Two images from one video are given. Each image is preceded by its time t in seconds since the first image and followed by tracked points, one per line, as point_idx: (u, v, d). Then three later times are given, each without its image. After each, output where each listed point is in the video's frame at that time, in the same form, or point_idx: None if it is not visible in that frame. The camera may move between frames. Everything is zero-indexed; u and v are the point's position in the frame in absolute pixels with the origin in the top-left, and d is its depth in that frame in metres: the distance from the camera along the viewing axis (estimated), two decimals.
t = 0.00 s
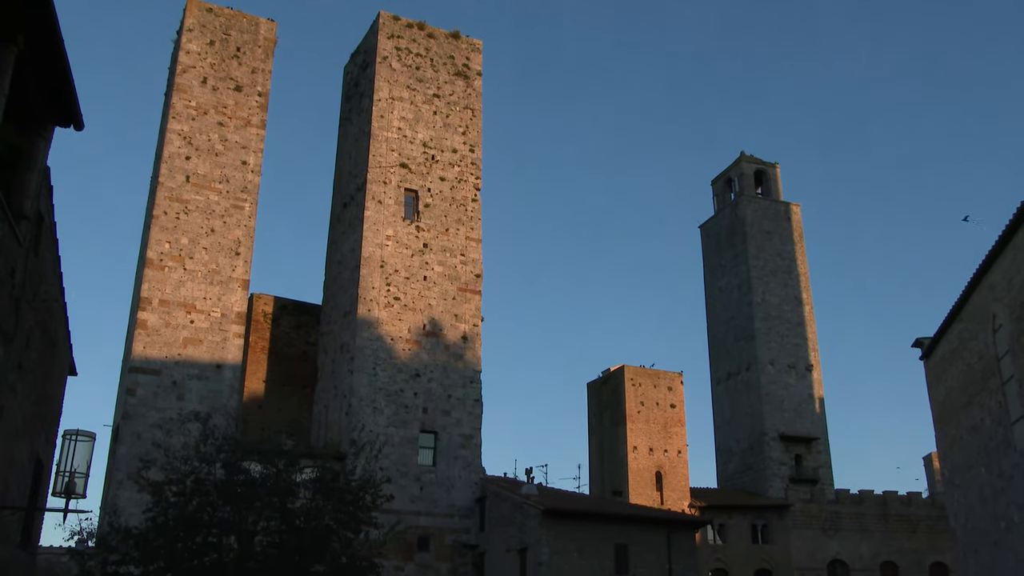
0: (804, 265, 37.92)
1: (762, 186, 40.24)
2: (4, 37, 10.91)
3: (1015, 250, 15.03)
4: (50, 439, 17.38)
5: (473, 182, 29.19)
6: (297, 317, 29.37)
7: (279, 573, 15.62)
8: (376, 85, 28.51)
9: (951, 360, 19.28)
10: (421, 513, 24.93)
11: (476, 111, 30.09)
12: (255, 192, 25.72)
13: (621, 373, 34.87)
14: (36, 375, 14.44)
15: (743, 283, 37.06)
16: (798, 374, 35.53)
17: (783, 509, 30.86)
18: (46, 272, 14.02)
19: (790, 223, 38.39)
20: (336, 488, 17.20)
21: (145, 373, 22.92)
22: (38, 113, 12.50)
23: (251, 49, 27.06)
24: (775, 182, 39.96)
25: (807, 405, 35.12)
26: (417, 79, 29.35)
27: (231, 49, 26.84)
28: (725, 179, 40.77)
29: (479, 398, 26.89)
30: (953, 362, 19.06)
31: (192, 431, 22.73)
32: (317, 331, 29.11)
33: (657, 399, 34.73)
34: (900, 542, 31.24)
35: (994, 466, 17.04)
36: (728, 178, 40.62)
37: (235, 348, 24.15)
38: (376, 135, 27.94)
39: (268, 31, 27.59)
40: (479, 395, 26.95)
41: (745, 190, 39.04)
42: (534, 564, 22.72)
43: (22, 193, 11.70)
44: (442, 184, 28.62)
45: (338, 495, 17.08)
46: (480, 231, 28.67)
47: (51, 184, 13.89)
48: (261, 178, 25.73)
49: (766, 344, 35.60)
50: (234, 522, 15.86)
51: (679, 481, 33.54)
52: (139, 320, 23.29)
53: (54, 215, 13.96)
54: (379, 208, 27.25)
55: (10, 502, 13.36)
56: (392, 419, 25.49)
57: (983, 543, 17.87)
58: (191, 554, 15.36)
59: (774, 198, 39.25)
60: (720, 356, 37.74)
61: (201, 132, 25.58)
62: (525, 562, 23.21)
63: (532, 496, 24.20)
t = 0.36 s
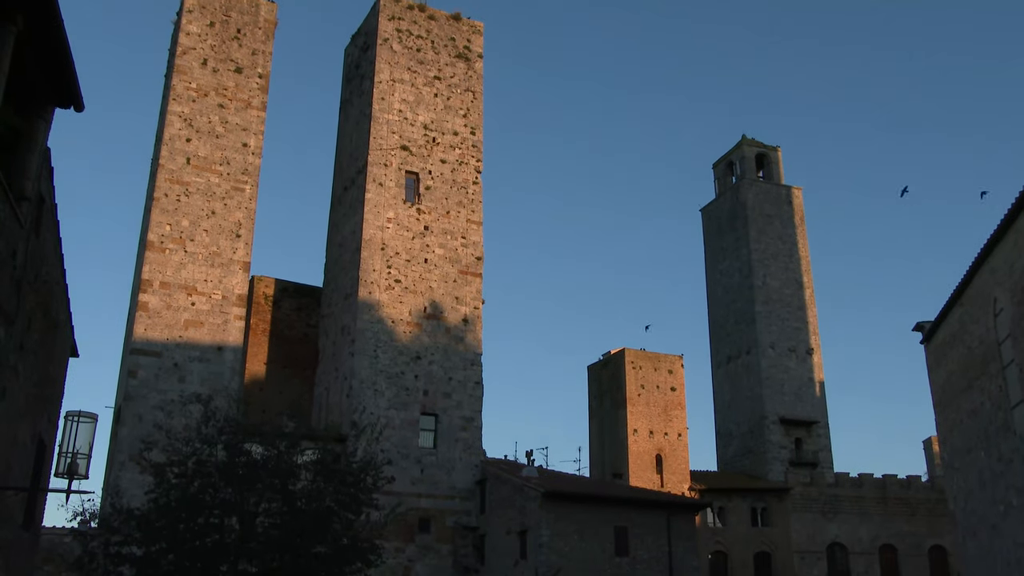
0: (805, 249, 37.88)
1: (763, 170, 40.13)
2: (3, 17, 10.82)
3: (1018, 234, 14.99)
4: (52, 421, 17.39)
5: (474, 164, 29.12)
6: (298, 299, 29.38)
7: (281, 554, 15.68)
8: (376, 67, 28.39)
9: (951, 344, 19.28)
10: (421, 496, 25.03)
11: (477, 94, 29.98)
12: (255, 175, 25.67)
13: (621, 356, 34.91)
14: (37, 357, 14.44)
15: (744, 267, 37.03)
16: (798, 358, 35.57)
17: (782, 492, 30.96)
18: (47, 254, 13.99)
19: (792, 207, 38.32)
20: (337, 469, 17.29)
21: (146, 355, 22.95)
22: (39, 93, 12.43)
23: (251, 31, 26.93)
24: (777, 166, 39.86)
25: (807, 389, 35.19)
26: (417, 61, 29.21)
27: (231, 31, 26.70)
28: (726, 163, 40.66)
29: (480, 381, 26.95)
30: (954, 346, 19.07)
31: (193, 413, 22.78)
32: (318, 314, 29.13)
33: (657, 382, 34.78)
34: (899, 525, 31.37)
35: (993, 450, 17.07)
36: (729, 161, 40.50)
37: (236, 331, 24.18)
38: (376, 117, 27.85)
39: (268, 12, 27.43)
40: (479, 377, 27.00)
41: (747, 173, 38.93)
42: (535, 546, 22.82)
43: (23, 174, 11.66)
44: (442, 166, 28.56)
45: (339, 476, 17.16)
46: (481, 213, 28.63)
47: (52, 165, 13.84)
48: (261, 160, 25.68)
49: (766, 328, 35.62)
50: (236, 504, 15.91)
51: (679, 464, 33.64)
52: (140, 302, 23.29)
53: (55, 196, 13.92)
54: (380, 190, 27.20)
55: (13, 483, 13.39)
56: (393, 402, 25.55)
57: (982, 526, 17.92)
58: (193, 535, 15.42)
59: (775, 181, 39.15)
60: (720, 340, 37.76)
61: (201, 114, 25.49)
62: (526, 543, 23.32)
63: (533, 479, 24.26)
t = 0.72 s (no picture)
0: (809, 234, 37.81)
1: (767, 155, 40.00)
2: None
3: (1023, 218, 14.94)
4: (58, 404, 17.44)
5: (477, 149, 29.06)
6: (301, 284, 29.40)
7: (285, 538, 15.73)
8: (380, 51, 28.29)
9: (955, 329, 19.25)
10: (424, 480, 25.13)
11: (481, 78, 29.87)
12: (259, 159, 25.64)
13: (624, 341, 34.94)
14: (42, 341, 14.47)
15: (747, 252, 36.97)
16: (802, 343, 35.57)
17: (785, 477, 31.03)
18: (51, 238, 13.98)
19: (796, 191, 38.22)
20: (340, 453, 17.36)
21: (150, 340, 23.00)
22: (41, 76, 12.38)
23: (254, 14, 26.82)
24: (780, 151, 39.73)
25: (810, 374, 35.21)
26: (421, 45, 29.10)
27: (234, 15, 26.60)
28: (730, 147, 40.53)
29: (483, 365, 26.99)
30: (957, 331, 19.05)
31: (197, 397, 22.84)
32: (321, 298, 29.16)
33: (660, 367, 34.82)
34: (901, 509, 31.43)
35: (996, 435, 17.09)
36: (733, 146, 40.37)
37: (239, 316, 24.21)
38: (379, 101, 27.77)
39: None
40: (483, 362, 27.04)
41: (751, 158, 38.82)
42: (538, 530, 22.88)
43: (27, 159, 11.63)
44: (446, 151, 28.50)
45: (342, 460, 17.23)
46: (484, 198, 28.59)
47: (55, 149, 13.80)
48: (264, 144, 25.65)
49: (769, 312, 35.61)
50: (240, 487, 15.99)
51: (682, 448, 33.70)
52: (144, 287, 23.32)
53: (59, 180, 13.90)
54: (383, 175, 27.16)
55: (20, 466, 13.45)
56: (396, 386, 25.61)
57: (984, 511, 17.95)
58: (198, 519, 15.47)
59: (778, 166, 39.03)
60: (723, 324, 37.75)
61: (205, 99, 25.43)
62: (528, 527, 23.40)
63: (536, 463, 24.32)
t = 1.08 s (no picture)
0: (810, 222, 37.76)
1: (768, 143, 39.91)
2: None
3: None
4: (60, 393, 17.44)
5: (478, 137, 29.00)
6: (302, 272, 29.39)
7: (287, 526, 15.76)
8: (380, 39, 28.19)
9: (956, 317, 19.24)
10: (425, 468, 25.18)
11: (481, 66, 29.78)
12: (259, 147, 25.60)
13: (625, 329, 34.95)
14: (44, 329, 14.47)
15: (748, 240, 36.94)
16: (803, 331, 35.58)
17: (786, 465, 31.06)
18: (52, 227, 13.96)
19: (797, 180, 38.16)
20: (341, 442, 17.37)
21: (151, 329, 23.01)
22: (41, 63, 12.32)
23: (254, 3, 26.73)
24: (782, 139, 39.64)
25: (811, 362, 35.22)
26: (421, 33, 29.00)
27: (234, 3, 26.49)
28: (731, 135, 40.42)
29: (484, 353, 27.00)
30: (958, 319, 19.03)
31: (199, 386, 22.86)
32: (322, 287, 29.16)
33: (661, 355, 34.84)
34: (901, 497, 31.50)
35: (997, 423, 17.10)
36: (734, 134, 40.28)
37: (241, 304, 24.21)
38: (380, 90, 27.69)
39: None
40: (484, 350, 27.05)
41: (752, 146, 38.73)
42: (539, 518, 22.92)
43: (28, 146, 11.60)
44: (447, 139, 28.44)
45: (344, 449, 17.24)
46: (485, 186, 28.55)
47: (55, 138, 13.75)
48: (265, 133, 25.60)
49: (770, 301, 35.61)
50: (241, 476, 16.00)
51: (683, 437, 33.75)
52: (145, 275, 23.31)
53: (60, 169, 13.86)
54: (384, 163, 27.11)
55: (22, 455, 13.47)
56: (398, 374, 25.64)
57: (985, 499, 17.97)
58: (200, 507, 15.49)
59: (780, 154, 38.94)
60: (724, 313, 37.74)
61: (205, 87, 25.36)
62: (530, 515, 23.44)
63: (537, 451, 24.37)
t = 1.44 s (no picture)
0: (808, 210, 37.74)
1: (768, 131, 39.83)
2: None
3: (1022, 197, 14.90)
4: (57, 377, 17.43)
5: (477, 123, 28.91)
6: (300, 258, 29.35)
7: (284, 510, 15.79)
8: (379, 24, 28.06)
9: (953, 306, 19.26)
10: (423, 454, 25.23)
11: (480, 52, 29.67)
12: (257, 132, 25.52)
13: (623, 316, 34.97)
14: (41, 313, 14.44)
15: (746, 228, 36.93)
16: (800, 320, 35.62)
17: (782, 453, 31.16)
18: (49, 210, 13.91)
19: (796, 168, 38.11)
20: (339, 427, 17.39)
21: (149, 313, 23.00)
22: (38, 45, 12.22)
23: None
24: (781, 127, 39.57)
25: (808, 350, 35.29)
26: (420, 18, 28.87)
27: None
28: (730, 123, 40.33)
29: (482, 340, 27.02)
30: (955, 308, 19.06)
31: (196, 370, 22.85)
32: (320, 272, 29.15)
33: (659, 342, 34.88)
34: (897, 485, 31.63)
35: (992, 412, 17.15)
36: (733, 122, 40.18)
37: (238, 290, 24.20)
38: (379, 75, 27.59)
39: None
40: (481, 336, 27.07)
41: (751, 134, 38.66)
42: (535, 504, 22.97)
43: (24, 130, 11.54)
44: (445, 125, 28.36)
45: (341, 434, 17.26)
46: (484, 172, 28.50)
47: (52, 120, 13.67)
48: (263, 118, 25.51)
49: (768, 289, 35.63)
50: (239, 460, 16.01)
51: (680, 424, 33.84)
52: (142, 260, 23.29)
53: (56, 152, 13.79)
54: (382, 149, 27.05)
55: (19, 438, 13.48)
56: (395, 360, 25.66)
57: (979, 487, 18.04)
58: (197, 491, 15.54)
59: (779, 142, 38.87)
60: (722, 301, 37.74)
61: (203, 71, 25.26)
62: (526, 501, 23.50)
63: (534, 437, 24.42)
